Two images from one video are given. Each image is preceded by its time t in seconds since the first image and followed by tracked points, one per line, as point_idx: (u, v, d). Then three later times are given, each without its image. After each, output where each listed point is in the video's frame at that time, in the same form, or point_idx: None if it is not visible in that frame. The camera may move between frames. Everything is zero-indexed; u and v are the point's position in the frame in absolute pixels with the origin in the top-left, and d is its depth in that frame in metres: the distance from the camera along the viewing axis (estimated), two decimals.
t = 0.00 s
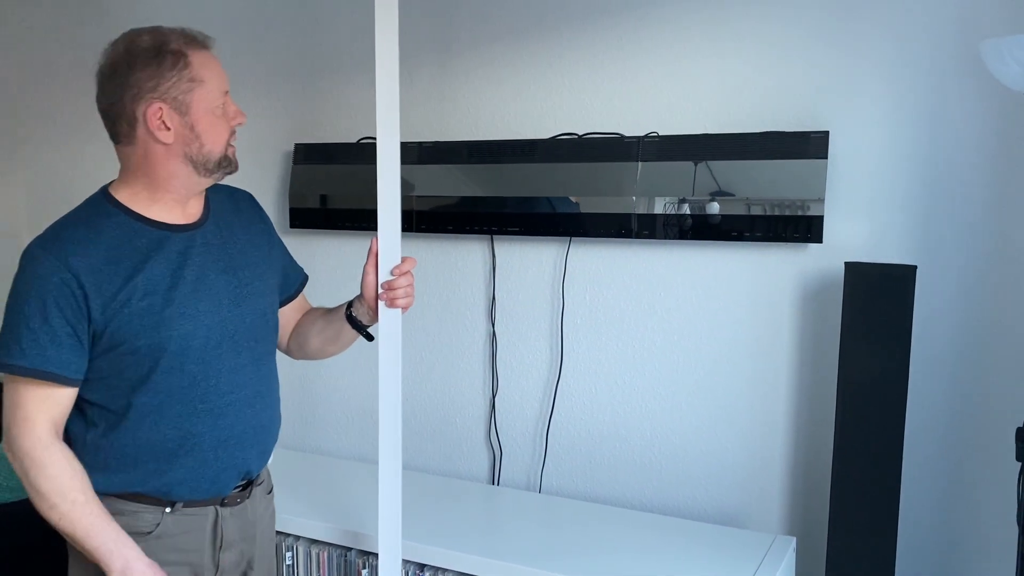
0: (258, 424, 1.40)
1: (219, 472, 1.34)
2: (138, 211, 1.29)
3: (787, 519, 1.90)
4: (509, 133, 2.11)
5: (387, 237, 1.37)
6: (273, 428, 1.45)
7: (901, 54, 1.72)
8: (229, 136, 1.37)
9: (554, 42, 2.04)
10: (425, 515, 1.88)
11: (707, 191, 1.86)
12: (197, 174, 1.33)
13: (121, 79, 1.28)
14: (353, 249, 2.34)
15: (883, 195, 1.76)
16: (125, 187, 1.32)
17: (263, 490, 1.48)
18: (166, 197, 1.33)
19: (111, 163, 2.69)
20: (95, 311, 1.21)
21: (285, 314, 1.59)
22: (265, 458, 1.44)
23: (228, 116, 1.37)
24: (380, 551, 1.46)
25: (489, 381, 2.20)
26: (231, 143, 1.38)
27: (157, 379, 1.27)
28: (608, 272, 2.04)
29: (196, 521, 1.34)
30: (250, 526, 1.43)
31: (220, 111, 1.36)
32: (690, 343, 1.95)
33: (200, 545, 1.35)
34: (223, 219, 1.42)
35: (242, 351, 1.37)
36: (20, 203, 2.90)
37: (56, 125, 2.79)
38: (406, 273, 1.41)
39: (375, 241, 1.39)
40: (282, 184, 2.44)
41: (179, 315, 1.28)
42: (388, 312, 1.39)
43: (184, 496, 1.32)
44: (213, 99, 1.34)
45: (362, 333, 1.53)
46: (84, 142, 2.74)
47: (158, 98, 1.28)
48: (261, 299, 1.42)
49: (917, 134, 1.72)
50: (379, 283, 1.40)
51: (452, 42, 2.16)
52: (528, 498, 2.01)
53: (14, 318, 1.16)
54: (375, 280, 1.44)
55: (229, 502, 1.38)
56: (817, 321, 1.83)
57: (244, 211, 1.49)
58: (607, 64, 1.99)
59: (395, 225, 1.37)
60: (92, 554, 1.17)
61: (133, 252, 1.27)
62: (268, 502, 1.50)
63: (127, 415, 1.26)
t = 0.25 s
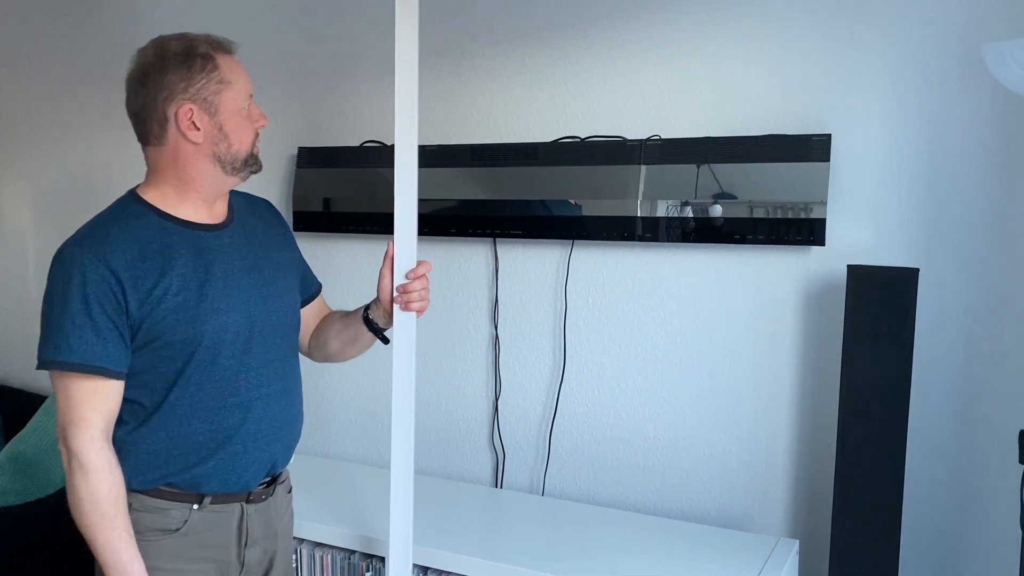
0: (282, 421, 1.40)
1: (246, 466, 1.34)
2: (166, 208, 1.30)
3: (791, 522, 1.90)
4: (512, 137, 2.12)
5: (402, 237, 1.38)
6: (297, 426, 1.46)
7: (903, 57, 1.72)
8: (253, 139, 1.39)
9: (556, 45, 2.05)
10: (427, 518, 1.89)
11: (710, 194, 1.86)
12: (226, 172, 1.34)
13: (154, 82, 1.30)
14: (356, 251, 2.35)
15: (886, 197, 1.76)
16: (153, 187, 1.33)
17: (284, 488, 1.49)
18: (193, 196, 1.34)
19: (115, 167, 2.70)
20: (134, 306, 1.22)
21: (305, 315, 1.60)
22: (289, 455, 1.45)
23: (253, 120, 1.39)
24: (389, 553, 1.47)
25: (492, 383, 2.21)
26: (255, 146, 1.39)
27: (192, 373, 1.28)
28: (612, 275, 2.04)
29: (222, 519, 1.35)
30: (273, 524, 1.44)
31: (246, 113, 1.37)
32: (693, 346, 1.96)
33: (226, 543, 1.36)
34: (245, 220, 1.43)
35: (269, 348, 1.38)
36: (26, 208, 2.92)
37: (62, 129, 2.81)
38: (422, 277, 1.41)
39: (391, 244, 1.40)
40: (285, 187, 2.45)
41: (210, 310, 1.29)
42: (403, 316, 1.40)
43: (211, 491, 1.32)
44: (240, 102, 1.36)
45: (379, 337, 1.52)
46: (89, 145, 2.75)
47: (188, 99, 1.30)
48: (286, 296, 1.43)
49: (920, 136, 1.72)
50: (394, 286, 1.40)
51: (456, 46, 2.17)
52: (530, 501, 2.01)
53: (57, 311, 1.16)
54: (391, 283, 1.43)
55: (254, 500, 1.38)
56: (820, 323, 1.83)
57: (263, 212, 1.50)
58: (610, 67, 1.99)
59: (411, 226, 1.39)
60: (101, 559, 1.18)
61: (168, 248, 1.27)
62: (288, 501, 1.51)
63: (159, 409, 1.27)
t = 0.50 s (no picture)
0: (289, 424, 1.40)
1: (254, 467, 1.34)
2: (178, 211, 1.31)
3: (794, 525, 1.90)
4: (514, 141, 2.12)
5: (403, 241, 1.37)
6: (304, 430, 1.46)
7: (905, 61, 1.72)
8: (266, 143, 1.39)
9: (559, 49, 2.05)
10: (430, 522, 1.89)
11: (712, 197, 1.86)
12: (240, 175, 1.34)
13: (170, 84, 1.30)
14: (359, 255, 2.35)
15: (888, 201, 1.76)
16: (167, 188, 1.33)
17: (290, 491, 1.48)
18: (206, 199, 1.34)
19: (118, 170, 2.70)
20: (145, 304, 1.23)
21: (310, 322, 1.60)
22: (295, 460, 1.44)
23: (267, 124, 1.39)
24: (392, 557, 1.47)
25: (495, 386, 2.21)
26: (268, 150, 1.40)
27: (200, 372, 1.28)
28: (614, 278, 2.04)
29: (227, 522, 1.34)
30: (279, 527, 1.43)
31: (260, 117, 1.38)
32: (695, 349, 1.96)
33: (232, 545, 1.36)
34: (257, 225, 1.43)
35: (279, 350, 1.38)
36: (30, 212, 2.93)
37: (65, 133, 2.82)
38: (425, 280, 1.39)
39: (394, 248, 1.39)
40: (288, 191, 2.45)
41: (221, 311, 1.29)
42: (405, 319, 1.38)
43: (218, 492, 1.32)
44: (255, 106, 1.36)
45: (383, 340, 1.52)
46: (92, 149, 2.76)
47: (204, 101, 1.30)
48: (295, 299, 1.43)
49: (922, 140, 1.72)
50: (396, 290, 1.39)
51: (458, 49, 2.17)
52: (533, 504, 2.01)
53: (69, 308, 1.18)
54: (393, 287, 1.43)
55: (260, 503, 1.38)
56: (822, 327, 1.83)
57: (272, 218, 1.51)
58: (612, 71, 1.99)
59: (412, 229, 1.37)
60: (115, 556, 1.18)
61: (177, 249, 1.28)
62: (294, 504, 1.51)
63: (167, 407, 1.27)
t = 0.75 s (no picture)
0: (292, 428, 1.41)
1: (257, 470, 1.34)
2: (183, 217, 1.32)
3: (797, 529, 1.90)
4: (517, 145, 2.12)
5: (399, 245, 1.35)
6: (306, 433, 1.46)
7: (906, 65, 1.72)
8: (272, 151, 1.40)
9: (560, 54, 2.05)
10: (431, 525, 1.89)
11: (714, 201, 1.86)
12: (245, 182, 1.35)
13: (175, 93, 1.31)
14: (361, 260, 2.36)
15: (890, 205, 1.76)
16: (173, 194, 1.34)
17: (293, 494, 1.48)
18: (211, 206, 1.35)
19: (122, 176, 2.71)
20: (150, 307, 1.23)
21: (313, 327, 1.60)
22: (297, 463, 1.45)
23: (272, 133, 1.40)
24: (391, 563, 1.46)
25: (498, 391, 2.21)
26: (274, 158, 1.40)
27: (203, 375, 1.28)
28: (617, 283, 2.05)
29: (231, 525, 1.35)
30: (282, 530, 1.43)
31: (266, 125, 1.38)
32: (697, 353, 1.96)
33: (235, 548, 1.36)
34: (260, 232, 1.44)
35: (282, 354, 1.38)
36: (34, 217, 2.94)
37: (69, 139, 2.83)
38: (421, 285, 1.38)
39: (391, 253, 1.38)
40: (290, 196, 2.46)
41: (224, 315, 1.30)
42: (401, 324, 1.37)
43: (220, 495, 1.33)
44: (261, 115, 1.37)
45: (383, 344, 1.52)
46: (95, 155, 2.77)
47: (209, 110, 1.31)
48: (297, 304, 1.44)
49: (924, 144, 1.72)
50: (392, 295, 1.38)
51: (460, 54, 2.18)
52: (535, 508, 2.01)
53: (75, 311, 1.18)
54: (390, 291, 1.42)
55: (263, 506, 1.39)
56: (825, 331, 1.84)
57: (275, 223, 1.52)
58: (614, 76, 2.00)
59: (408, 233, 1.35)
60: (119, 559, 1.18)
61: (183, 253, 1.29)
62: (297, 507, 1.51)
63: (171, 410, 1.27)
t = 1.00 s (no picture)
0: (290, 428, 1.41)
1: (254, 471, 1.34)
2: (184, 218, 1.32)
3: (800, 530, 1.90)
4: (518, 146, 2.12)
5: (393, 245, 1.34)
6: (304, 434, 1.46)
7: (908, 66, 1.72)
8: (273, 154, 1.40)
9: (562, 55, 2.05)
10: (433, 527, 1.89)
11: (716, 201, 1.86)
12: (245, 184, 1.35)
13: (178, 94, 1.31)
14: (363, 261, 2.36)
15: (892, 206, 1.76)
16: (174, 196, 1.35)
17: (292, 495, 1.48)
18: (211, 208, 1.35)
19: (124, 178, 2.71)
20: (149, 308, 1.23)
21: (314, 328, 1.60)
22: (295, 464, 1.45)
23: (273, 136, 1.40)
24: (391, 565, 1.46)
25: (500, 392, 2.21)
26: (274, 160, 1.40)
27: (201, 376, 1.28)
28: (618, 284, 2.05)
29: (229, 525, 1.35)
30: (280, 530, 1.43)
31: (268, 128, 1.38)
32: (699, 353, 1.96)
33: (233, 548, 1.36)
34: (262, 233, 1.44)
35: (281, 355, 1.39)
36: (35, 218, 2.94)
37: (71, 141, 2.83)
38: (416, 286, 1.36)
39: (386, 254, 1.37)
40: (292, 197, 2.46)
41: (223, 315, 1.30)
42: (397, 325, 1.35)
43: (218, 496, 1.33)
44: (262, 118, 1.37)
45: (379, 347, 1.52)
46: (97, 157, 2.77)
47: (210, 111, 1.31)
48: (298, 305, 1.44)
49: (926, 145, 1.72)
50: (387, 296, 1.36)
51: (461, 55, 2.18)
52: (537, 509, 2.01)
53: (74, 310, 1.18)
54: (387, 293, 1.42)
55: (261, 506, 1.38)
56: (827, 332, 1.83)
57: (278, 225, 1.52)
58: (615, 77, 2.00)
59: (402, 233, 1.34)
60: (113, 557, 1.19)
61: (182, 254, 1.29)
62: (297, 508, 1.51)
63: (169, 410, 1.27)
